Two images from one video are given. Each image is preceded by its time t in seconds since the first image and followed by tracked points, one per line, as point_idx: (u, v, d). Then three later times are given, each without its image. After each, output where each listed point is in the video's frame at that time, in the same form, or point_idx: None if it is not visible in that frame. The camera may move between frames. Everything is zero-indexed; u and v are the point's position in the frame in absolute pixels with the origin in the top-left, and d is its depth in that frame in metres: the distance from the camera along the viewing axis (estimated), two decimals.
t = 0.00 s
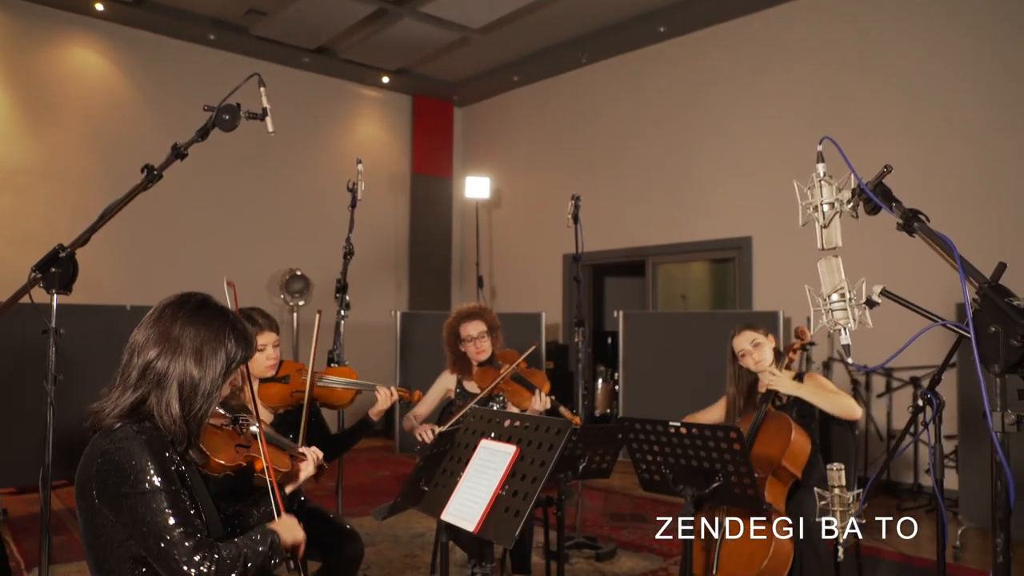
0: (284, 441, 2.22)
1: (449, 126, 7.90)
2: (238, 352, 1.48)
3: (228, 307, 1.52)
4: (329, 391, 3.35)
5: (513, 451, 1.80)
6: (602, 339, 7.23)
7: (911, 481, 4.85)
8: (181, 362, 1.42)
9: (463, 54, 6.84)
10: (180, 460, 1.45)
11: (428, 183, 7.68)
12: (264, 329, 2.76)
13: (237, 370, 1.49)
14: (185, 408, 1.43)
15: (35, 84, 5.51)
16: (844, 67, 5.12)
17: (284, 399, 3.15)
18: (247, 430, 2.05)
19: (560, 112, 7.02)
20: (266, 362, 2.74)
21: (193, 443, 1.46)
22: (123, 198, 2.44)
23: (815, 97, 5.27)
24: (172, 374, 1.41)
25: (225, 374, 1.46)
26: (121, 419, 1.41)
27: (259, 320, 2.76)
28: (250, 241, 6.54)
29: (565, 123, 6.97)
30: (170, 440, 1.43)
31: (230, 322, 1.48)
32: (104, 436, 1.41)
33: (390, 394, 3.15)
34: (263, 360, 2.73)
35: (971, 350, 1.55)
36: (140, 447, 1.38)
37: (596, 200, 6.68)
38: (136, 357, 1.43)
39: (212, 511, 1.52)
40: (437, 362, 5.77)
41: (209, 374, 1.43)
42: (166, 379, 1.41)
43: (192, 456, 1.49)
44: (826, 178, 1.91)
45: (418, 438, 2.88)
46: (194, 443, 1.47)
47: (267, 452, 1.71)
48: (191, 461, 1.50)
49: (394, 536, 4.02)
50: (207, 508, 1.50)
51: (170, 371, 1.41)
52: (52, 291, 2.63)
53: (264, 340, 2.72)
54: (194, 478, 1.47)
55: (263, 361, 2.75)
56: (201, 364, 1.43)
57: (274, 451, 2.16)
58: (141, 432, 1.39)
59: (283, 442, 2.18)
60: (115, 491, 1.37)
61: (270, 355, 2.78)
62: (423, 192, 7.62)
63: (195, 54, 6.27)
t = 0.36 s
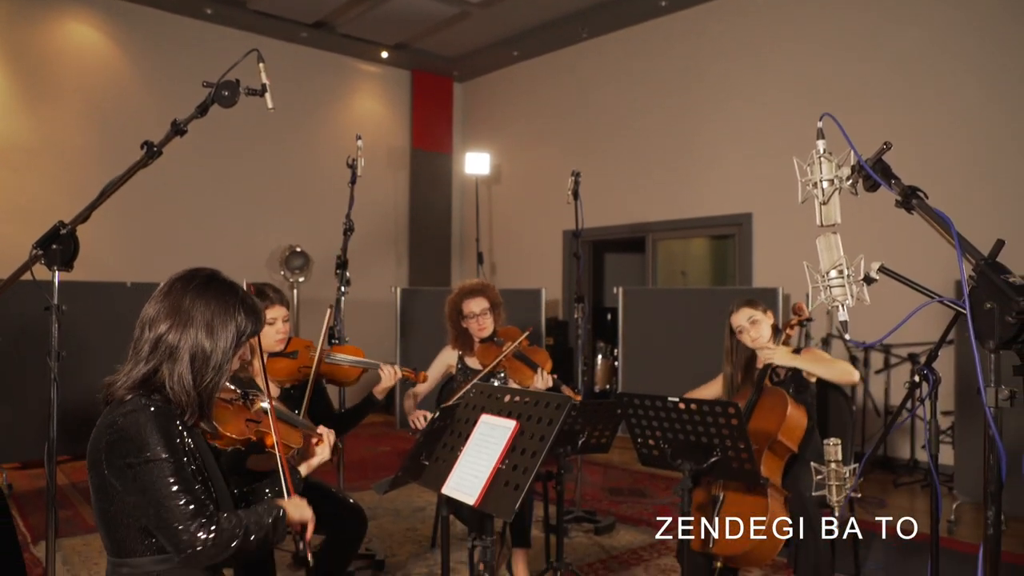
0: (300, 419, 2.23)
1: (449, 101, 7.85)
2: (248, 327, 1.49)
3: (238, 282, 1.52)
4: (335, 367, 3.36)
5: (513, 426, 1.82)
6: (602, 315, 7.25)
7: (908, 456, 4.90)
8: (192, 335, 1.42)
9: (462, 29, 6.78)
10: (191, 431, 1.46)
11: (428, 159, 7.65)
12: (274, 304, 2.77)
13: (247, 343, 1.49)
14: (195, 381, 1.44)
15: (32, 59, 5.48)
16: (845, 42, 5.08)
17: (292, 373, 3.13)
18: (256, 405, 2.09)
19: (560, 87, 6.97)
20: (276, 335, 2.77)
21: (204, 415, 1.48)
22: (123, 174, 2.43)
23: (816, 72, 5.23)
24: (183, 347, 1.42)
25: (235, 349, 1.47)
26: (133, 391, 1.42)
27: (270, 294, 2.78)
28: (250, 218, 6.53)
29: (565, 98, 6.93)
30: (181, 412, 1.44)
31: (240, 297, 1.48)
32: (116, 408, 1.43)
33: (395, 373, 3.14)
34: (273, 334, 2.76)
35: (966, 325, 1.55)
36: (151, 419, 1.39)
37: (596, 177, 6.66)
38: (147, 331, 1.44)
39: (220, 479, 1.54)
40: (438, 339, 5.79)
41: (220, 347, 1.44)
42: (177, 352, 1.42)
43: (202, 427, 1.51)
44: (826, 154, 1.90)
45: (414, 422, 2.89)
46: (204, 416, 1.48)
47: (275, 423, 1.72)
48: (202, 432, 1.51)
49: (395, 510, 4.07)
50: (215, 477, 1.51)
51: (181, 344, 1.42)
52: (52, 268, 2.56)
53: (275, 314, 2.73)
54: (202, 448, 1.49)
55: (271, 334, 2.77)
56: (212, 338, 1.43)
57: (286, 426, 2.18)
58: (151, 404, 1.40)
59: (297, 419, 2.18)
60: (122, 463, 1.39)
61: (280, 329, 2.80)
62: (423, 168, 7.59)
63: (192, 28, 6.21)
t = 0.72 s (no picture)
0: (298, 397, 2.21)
1: (449, 78, 7.80)
2: (254, 304, 1.50)
3: (242, 260, 1.54)
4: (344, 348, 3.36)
5: (513, 403, 1.84)
6: (601, 293, 7.26)
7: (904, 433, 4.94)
8: (200, 312, 1.44)
9: (461, 5, 6.72)
10: (198, 409, 1.48)
11: (428, 136, 7.63)
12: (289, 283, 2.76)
13: (254, 320, 1.51)
14: (205, 359, 1.46)
15: (28, 36, 5.44)
16: (848, 18, 5.04)
17: (301, 351, 3.02)
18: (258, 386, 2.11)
19: (561, 63, 6.92)
20: (288, 313, 2.75)
21: (213, 392, 1.50)
22: (122, 153, 2.43)
23: (818, 49, 5.20)
24: (192, 325, 1.44)
25: (242, 326, 1.49)
26: (143, 369, 1.43)
27: (287, 272, 2.78)
28: (250, 195, 6.52)
29: (566, 75, 6.88)
30: (191, 389, 1.46)
31: (246, 276, 1.51)
32: (126, 386, 1.44)
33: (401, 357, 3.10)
34: (285, 312, 2.74)
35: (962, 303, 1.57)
36: (163, 397, 1.41)
37: (596, 154, 6.64)
38: (155, 310, 1.45)
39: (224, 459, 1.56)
40: (438, 317, 5.81)
41: (228, 324, 1.46)
42: (187, 330, 1.44)
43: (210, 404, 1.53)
44: (826, 133, 1.90)
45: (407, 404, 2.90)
46: (212, 392, 1.50)
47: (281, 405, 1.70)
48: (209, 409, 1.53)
49: (396, 486, 4.11)
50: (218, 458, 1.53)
51: (190, 322, 1.44)
52: (54, 246, 2.52)
53: (289, 292, 2.73)
54: (206, 428, 1.50)
55: (283, 311, 2.75)
56: (220, 316, 1.45)
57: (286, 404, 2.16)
58: (162, 382, 1.41)
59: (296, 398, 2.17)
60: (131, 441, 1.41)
61: (294, 308, 2.77)
62: (423, 145, 7.57)
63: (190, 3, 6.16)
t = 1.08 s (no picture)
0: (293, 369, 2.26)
1: (449, 58, 7.76)
2: (234, 276, 1.51)
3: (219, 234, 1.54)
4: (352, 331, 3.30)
5: (513, 383, 1.85)
6: (601, 274, 7.27)
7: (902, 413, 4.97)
8: (181, 287, 1.44)
9: None
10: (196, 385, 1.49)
11: (428, 116, 7.60)
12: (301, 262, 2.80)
13: (235, 293, 1.51)
14: (192, 334, 1.46)
15: (24, 15, 5.40)
16: None
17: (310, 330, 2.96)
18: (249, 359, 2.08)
19: (561, 43, 6.87)
20: (297, 292, 2.76)
21: (205, 368, 1.51)
22: (121, 135, 2.42)
23: (820, 29, 5.16)
24: (174, 301, 1.44)
25: (224, 299, 1.49)
26: (134, 350, 1.44)
27: (302, 252, 2.80)
28: (249, 176, 6.51)
29: (566, 55, 6.84)
30: (183, 366, 1.46)
31: (224, 248, 1.50)
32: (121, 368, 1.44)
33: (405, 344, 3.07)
34: (296, 291, 2.76)
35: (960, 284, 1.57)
36: (157, 374, 1.40)
37: (596, 135, 6.62)
38: (136, 290, 1.45)
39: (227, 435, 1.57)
40: (438, 298, 5.82)
41: (210, 297, 1.46)
42: (170, 306, 1.44)
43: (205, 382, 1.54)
44: (826, 113, 1.89)
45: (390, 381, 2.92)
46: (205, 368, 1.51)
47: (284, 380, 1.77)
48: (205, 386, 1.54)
49: (397, 466, 4.14)
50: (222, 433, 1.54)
51: (172, 298, 1.44)
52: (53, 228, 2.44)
53: (300, 271, 2.76)
54: (207, 405, 1.51)
55: (293, 290, 2.76)
56: (201, 289, 1.45)
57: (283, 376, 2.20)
58: (157, 361, 1.42)
59: (288, 366, 2.18)
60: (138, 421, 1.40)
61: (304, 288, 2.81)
62: (422, 126, 7.54)
63: None
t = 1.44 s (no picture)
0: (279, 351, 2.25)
1: (448, 43, 7.72)
2: (205, 253, 1.51)
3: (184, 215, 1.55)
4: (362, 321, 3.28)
5: (513, 368, 1.87)
6: (601, 259, 7.28)
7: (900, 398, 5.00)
8: (152, 269, 1.45)
9: None
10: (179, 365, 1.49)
11: (428, 101, 7.58)
12: (320, 252, 2.76)
13: (207, 269, 1.52)
14: (169, 314, 1.47)
15: None
16: None
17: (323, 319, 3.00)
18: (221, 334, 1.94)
19: (561, 27, 6.84)
20: (314, 281, 2.74)
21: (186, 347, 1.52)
22: (120, 121, 2.41)
23: (822, 13, 5.13)
24: (147, 284, 1.44)
25: (197, 276, 1.50)
26: (114, 336, 1.44)
27: (323, 242, 2.76)
28: (249, 162, 6.49)
29: (566, 39, 6.81)
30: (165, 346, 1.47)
31: (192, 226, 1.51)
32: (103, 356, 1.44)
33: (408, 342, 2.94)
34: (312, 280, 2.73)
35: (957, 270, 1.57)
36: (141, 356, 1.41)
37: (596, 120, 6.60)
38: (106, 279, 1.45)
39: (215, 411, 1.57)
40: (438, 283, 5.83)
41: (183, 275, 1.47)
42: (143, 289, 1.44)
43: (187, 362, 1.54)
44: (827, 99, 1.88)
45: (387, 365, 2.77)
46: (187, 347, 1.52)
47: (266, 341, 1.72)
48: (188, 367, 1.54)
49: (397, 451, 4.17)
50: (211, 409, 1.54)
51: (144, 281, 1.44)
52: (54, 214, 2.39)
53: (320, 260, 2.74)
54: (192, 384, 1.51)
55: (309, 279, 2.74)
56: (172, 268, 1.46)
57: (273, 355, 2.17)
58: (139, 344, 1.42)
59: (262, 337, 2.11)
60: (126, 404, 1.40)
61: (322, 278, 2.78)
62: (422, 111, 7.52)
63: None
